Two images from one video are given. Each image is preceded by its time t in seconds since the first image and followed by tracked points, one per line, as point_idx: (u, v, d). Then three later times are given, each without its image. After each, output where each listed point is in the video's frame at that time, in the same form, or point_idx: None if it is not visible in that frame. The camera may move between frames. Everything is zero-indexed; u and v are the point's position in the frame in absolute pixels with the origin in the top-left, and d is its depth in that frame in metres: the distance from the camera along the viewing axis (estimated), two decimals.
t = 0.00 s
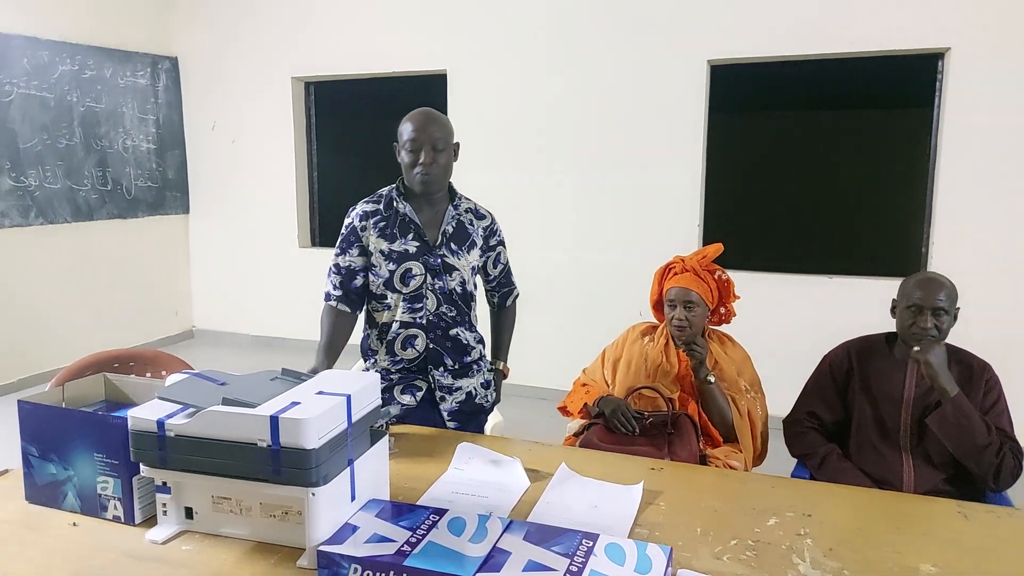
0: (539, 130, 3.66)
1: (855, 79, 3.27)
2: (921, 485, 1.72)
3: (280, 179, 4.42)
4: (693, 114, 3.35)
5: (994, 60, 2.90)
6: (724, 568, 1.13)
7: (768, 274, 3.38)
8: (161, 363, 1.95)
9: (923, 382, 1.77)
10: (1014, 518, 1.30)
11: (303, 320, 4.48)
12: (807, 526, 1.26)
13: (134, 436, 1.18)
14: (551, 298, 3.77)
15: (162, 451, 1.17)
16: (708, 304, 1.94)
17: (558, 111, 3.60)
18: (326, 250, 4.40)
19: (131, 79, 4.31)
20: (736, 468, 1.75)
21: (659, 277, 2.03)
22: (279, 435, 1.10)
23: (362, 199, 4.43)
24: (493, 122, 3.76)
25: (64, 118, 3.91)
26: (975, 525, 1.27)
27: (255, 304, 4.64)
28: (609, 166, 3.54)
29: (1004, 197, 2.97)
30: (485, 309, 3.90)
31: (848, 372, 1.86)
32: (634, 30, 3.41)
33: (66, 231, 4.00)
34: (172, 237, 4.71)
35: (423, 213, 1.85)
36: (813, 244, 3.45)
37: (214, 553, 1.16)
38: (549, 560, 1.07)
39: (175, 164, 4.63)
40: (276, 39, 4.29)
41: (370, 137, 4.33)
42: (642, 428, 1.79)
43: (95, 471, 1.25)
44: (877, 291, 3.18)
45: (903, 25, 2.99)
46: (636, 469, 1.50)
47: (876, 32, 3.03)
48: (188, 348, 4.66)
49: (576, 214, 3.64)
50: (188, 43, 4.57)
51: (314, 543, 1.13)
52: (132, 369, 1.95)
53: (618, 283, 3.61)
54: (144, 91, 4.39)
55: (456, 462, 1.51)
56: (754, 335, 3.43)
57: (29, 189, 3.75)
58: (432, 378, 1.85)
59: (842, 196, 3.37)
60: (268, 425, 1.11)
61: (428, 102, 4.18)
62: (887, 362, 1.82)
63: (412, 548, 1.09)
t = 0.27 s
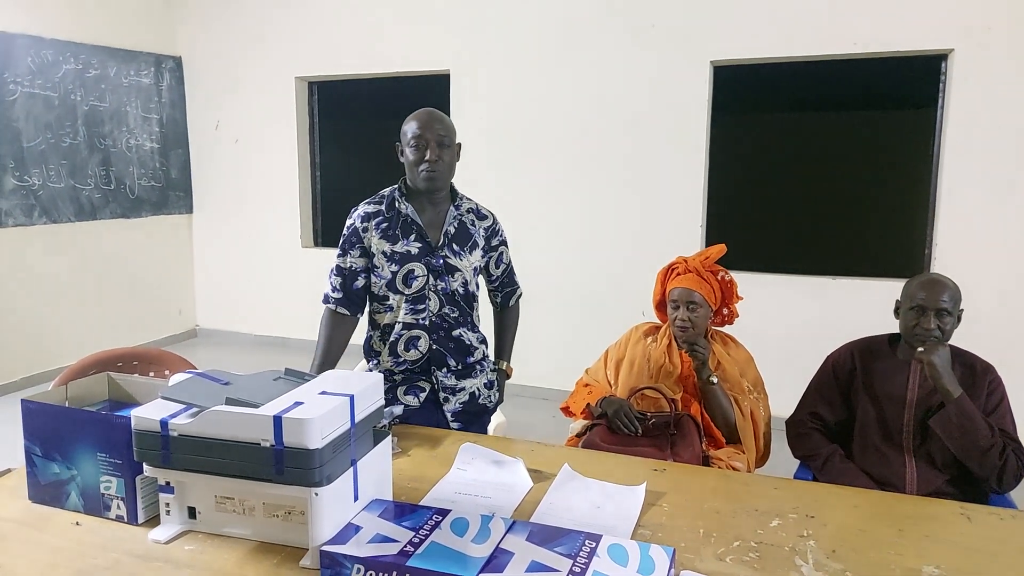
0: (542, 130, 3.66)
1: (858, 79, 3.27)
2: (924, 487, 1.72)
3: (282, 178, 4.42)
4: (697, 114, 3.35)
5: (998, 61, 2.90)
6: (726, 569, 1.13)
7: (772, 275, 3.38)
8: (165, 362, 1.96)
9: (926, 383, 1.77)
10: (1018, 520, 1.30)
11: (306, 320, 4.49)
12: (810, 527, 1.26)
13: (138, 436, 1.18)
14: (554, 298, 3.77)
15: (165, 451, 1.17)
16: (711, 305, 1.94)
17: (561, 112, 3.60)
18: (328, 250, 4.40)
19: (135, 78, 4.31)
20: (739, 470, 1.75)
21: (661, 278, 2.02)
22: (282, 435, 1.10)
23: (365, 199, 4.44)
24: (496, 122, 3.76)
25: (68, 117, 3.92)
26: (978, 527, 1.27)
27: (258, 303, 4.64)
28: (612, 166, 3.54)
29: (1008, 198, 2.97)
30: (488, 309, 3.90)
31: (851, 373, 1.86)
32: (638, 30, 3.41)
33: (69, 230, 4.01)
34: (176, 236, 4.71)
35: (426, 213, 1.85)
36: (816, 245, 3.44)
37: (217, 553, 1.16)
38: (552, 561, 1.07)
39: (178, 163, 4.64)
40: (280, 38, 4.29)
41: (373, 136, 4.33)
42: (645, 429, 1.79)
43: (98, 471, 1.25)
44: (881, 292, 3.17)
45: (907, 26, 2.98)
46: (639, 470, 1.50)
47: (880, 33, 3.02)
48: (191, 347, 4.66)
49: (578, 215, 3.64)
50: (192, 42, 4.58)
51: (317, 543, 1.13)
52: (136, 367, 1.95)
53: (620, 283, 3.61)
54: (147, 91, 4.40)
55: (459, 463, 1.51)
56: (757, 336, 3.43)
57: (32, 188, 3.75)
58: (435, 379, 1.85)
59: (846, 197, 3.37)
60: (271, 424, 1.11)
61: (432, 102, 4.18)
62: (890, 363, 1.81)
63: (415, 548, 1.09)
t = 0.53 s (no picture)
0: (543, 130, 3.66)
1: (859, 78, 3.27)
2: (926, 485, 1.72)
3: (283, 178, 4.43)
4: (697, 113, 3.35)
5: (1000, 59, 2.89)
6: (728, 568, 1.13)
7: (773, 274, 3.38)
8: (167, 362, 1.96)
9: (927, 382, 1.76)
10: (1020, 519, 1.30)
11: (307, 320, 4.49)
12: (811, 526, 1.26)
13: (139, 436, 1.18)
14: (555, 297, 3.77)
15: (167, 451, 1.17)
16: (711, 304, 1.94)
17: (562, 111, 3.60)
18: (330, 250, 4.40)
19: (136, 78, 4.32)
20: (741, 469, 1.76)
21: (662, 277, 2.02)
22: (284, 435, 1.10)
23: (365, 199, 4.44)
24: (497, 122, 3.76)
25: (69, 118, 3.92)
26: (980, 526, 1.26)
27: (259, 303, 4.65)
28: (613, 165, 3.54)
29: (1009, 197, 2.96)
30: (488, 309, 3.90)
31: (852, 372, 1.86)
32: (638, 29, 3.41)
33: (70, 230, 4.01)
34: (177, 236, 4.72)
35: (424, 213, 1.85)
36: (817, 244, 3.44)
37: (219, 553, 1.16)
38: (553, 560, 1.08)
39: (179, 164, 4.65)
40: (280, 38, 4.29)
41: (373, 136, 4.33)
42: (646, 428, 1.79)
43: (100, 471, 1.26)
44: (882, 291, 3.17)
45: (908, 24, 2.98)
46: (640, 469, 1.50)
47: (881, 31, 3.02)
48: (192, 347, 4.67)
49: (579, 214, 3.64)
50: (192, 43, 4.58)
51: (319, 542, 1.13)
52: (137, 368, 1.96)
53: (622, 283, 3.61)
54: (148, 91, 4.40)
55: (460, 462, 1.52)
56: (758, 335, 3.43)
57: (34, 188, 3.76)
58: (435, 379, 1.85)
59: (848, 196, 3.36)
60: (273, 424, 1.11)
61: (432, 101, 4.18)
62: (891, 362, 1.81)
63: (417, 547, 1.09)
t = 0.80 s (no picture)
0: (543, 129, 3.66)
1: (860, 76, 3.27)
2: (928, 483, 1.72)
3: (284, 179, 4.43)
4: (698, 112, 3.34)
5: (1001, 55, 2.89)
6: (730, 567, 1.13)
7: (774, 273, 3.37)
8: (168, 364, 1.96)
9: (929, 380, 1.76)
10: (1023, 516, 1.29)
11: (308, 320, 4.49)
12: (814, 525, 1.26)
13: (141, 437, 1.18)
14: (556, 297, 3.77)
15: (168, 452, 1.17)
16: (711, 303, 1.93)
17: (562, 110, 3.60)
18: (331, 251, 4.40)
19: (136, 80, 4.32)
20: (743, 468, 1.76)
21: (661, 277, 2.02)
22: (285, 436, 1.10)
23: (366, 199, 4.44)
24: (497, 122, 3.76)
25: (69, 120, 3.92)
26: (983, 524, 1.26)
27: (260, 304, 4.65)
28: (614, 164, 3.54)
29: (1011, 194, 2.96)
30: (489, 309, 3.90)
31: (854, 371, 1.86)
32: (638, 28, 3.41)
33: (71, 232, 4.02)
34: (178, 238, 4.72)
35: (424, 213, 1.85)
36: (819, 242, 3.44)
37: (221, 554, 1.16)
38: (555, 560, 1.07)
39: (180, 165, 4.65)
40: (281, 39, 4.29)
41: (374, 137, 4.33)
42: (647, 427, 1.79)
43: (102, 472, 1.26)
44: (883, 289, 3.17)
45: (908, 22, 2.98)
46: (642, 469, 1.50)
47: (882, 29, 3.01)
48: (193, 348, 4.67)
49: (580, 213, 3.64)
50: (192, 44, 4.58)
51: (320, 543, 1.13)
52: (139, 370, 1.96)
53: (622, 282, 3.60)
54: (148, 93, 4.40)
55: (462, 462, 1.51)
56: (759, 334, 3.42)
57: (34, 190, 3.76)
58: (436, 379, 1.85)
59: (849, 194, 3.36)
60: (274, 425, 1.11)
61: (432, 102, 4.18)
62: (893, 360, 1.81)
63: (418, 548, 1.09)
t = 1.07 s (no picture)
0: (545, 129, 3.65)
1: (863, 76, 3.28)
2: (930, 484, 1.71)
3: (286, 179, 4.43)
4: (700, 112, 3.34)
5: (1004, 54, 2.88)
6: (732, 568, 1.13)
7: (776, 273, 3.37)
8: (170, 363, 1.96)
9: (931, 380, 1.76)
10: None
11: (309, 320, 4.49)
12: (815, 525, 1.26)
13: (142, 437, 1.18)
14: (557, 297, 3.77)
15: (170, 452, 1.17)
16: (710, 303, 1.94)
17: (564, 110, 3.60)
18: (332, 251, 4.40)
19: (138, 80, 4.32)
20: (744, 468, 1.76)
21: (659, 278, 2.03)
22: (286, 435, 1.10)
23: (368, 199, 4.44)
24: (498, 122, 3.75)
25: (71, 120, 3.92)
26: (985, 524, 1.26)
27: (261, 304, 4.65)
28: (615, 164, 3.53)
29: (1014, 194, 2.95)
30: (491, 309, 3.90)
31: (855, 371, 1.86)
32: (640, 28, 3.40)
33: (72, 232, 4.02)
34: (180, 237, 4.72)
35: (427, 213, 1.84)
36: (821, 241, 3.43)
37: (222, 553, 1.16)
38: (557, 560, 1.07)
39: (181, 165, 4.65)
40: (282, 38, 4.29)
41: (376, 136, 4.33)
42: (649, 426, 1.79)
43: (103, 472, 1.26)
44: (885, 289, 3.16)
45: (911, 21, 2.97)
46: (644, 469, 1.49)
47: (885, 28, 3.01)
48: (195, 348, 4.67)
49: (581, 213, 3.64)
50: (194, 44, 4.58)
51: (322, 543, 1.13)
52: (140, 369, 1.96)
53: (624, 282, 3.60)
54: (150, 92, 4.40)
55: (463, 462, 1.51)
56: (761, 334, 3.42)
57: (36, 190, 3.76)
58: (438, 379, 1.85)
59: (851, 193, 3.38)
60: (275, 425, 1.11)
61: (433, 101, 4.18)
62: (895, 360, 1.81)
63: (420, 548, 1.09)
